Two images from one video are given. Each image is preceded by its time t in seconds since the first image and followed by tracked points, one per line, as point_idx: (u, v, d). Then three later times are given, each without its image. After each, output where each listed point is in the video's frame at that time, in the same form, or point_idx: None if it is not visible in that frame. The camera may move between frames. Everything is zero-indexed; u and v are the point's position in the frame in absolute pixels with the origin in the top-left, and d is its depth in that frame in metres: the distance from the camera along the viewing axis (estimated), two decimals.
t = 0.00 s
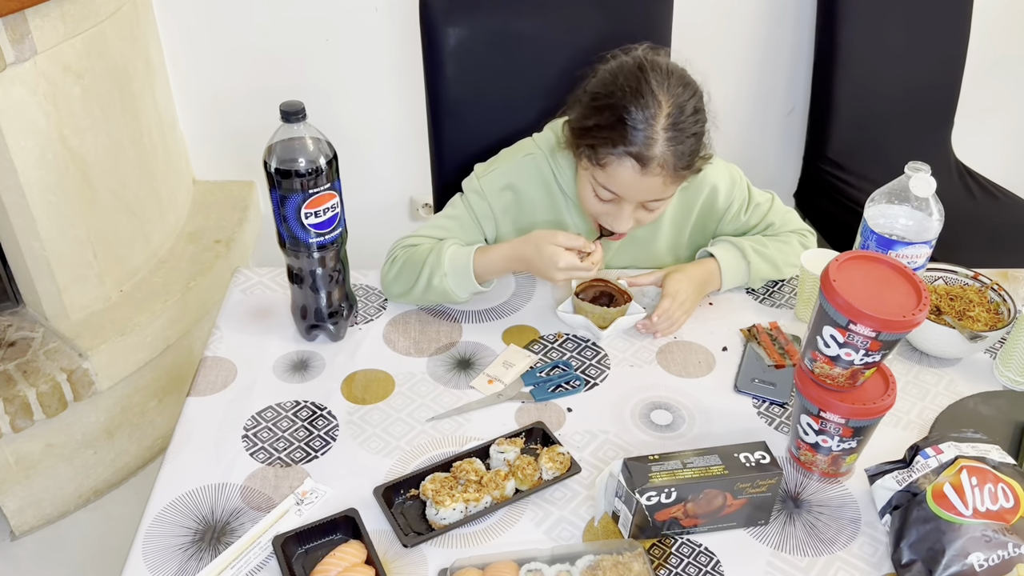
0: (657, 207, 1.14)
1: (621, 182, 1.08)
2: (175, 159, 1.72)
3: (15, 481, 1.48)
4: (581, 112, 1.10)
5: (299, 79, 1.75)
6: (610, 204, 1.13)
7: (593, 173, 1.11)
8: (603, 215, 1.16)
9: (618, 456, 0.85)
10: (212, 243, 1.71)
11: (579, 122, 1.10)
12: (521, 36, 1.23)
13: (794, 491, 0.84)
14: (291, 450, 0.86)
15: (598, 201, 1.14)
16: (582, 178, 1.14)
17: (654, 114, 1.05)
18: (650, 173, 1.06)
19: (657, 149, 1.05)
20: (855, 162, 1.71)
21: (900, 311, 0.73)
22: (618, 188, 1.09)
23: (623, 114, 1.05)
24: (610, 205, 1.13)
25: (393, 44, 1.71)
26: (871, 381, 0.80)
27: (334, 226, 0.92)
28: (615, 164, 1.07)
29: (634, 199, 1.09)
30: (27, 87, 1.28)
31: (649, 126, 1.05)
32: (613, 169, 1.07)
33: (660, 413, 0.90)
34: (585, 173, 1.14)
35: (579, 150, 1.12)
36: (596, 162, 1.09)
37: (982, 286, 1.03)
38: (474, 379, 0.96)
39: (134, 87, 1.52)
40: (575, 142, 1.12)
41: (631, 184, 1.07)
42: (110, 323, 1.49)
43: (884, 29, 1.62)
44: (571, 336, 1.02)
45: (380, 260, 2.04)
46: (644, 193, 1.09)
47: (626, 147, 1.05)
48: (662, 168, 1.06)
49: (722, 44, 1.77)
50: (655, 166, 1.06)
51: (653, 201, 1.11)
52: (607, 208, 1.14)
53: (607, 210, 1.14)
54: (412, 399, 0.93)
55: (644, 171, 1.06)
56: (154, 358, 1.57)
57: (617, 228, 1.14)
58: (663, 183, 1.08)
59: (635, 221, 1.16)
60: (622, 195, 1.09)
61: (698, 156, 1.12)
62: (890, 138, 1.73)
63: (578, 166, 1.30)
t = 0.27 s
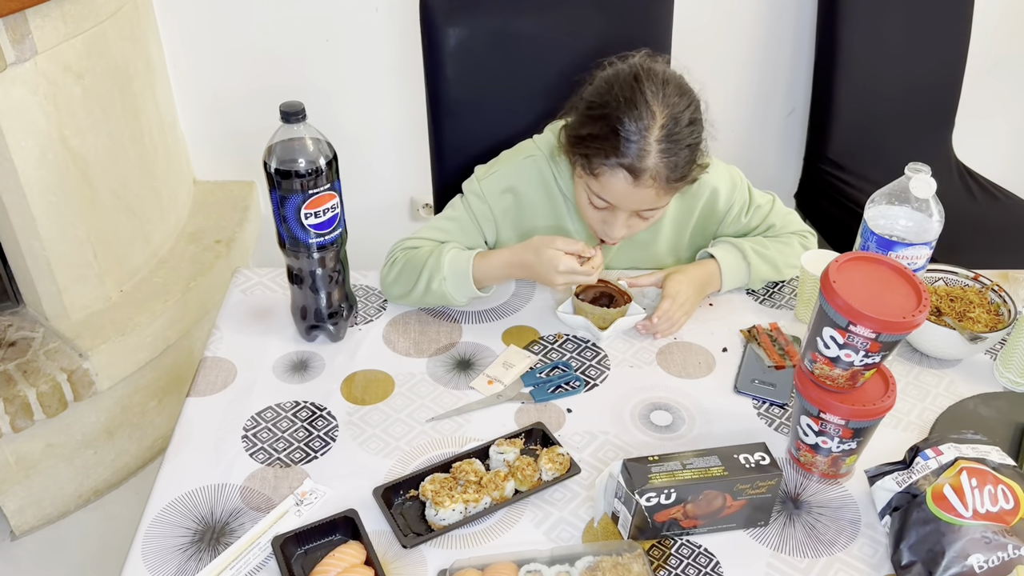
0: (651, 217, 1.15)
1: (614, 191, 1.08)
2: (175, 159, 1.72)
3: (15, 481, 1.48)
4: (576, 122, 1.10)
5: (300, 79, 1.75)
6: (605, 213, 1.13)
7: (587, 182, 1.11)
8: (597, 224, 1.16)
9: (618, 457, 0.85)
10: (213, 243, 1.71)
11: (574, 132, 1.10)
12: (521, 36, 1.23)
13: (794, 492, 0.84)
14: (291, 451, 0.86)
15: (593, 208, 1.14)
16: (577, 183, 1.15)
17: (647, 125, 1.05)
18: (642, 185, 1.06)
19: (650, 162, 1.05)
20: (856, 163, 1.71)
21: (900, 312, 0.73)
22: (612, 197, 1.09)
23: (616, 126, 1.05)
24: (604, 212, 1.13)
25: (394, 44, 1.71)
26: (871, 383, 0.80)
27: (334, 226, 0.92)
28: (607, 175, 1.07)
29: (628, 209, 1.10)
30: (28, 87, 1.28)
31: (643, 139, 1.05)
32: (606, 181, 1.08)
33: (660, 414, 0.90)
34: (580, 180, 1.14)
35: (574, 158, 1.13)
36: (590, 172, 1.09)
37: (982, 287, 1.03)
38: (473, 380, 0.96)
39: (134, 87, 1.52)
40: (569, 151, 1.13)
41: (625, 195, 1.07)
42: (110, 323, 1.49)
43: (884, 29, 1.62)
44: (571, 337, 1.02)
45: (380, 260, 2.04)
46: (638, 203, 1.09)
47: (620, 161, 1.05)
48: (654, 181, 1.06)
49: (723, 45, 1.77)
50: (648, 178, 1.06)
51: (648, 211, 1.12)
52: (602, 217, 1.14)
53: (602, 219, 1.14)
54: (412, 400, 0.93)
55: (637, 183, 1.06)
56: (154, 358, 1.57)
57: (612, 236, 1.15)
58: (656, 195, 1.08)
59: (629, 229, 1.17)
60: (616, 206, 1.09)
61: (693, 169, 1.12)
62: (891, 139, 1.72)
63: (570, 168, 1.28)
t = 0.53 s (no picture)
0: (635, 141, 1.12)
1: (589, 124, 1.07)
2: (178, 163, 1.72)
3: (16, 485, 1.47)
4: (541, 70, 1.10)
5: (303, 84, 1.74)
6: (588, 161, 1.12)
7: (564, 127, 1.10)
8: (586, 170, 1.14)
9: (621, 467, 0.85)
10: (215, 248, 1.70)
11: (541, 84, 1.10)
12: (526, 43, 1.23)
13: (798, 503, 0.83)
14: (294, 459, 0.86)
15: (578, 153, 1.13)
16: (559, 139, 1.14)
17: (605, 53, 1.06)
18: (615, 107, 1.06)
19: (616, 84, 1.05)
20: (859, 169, 1.71)
21: (906, 324, 0.72)
22: (589, 131, 1.08)
23: (578, 59, 1.06)
24: (586, 153, 1.12)
25: (398, 49, 1.71)
26: (876, 394, 0.80)
27: (338, 233, 0.92)
28: (580, 107, 1.06)
29: (608, 140, 1.08)
30: (31, 91, 1.28)
31: (601, 60, 1.05)
32: (579, 113, 1.07)
33: (664, 424, 0.90)
34: (557, 128, 1.13)
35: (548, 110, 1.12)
36: (562, 112, 1.09)
37: (988, 296, 1.03)
38: (476, 388, 0.95)
39: (137, 91, 1.52)
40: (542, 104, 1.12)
41: (598, 124, 1.07)
42: (112, 328, 1.49)
43: (889, 36, 1.62)
44: (575, 345, 1.01)
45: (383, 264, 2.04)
46: (614, 132, 1.07)
47: (586, 85, 1.05)
48: (624, 99, 1.06)
49: (727, 51, 1.76)
50: (617, 98, 1.05)
51: (626, 139, 1.10)
52: (586, 159, 1.13)
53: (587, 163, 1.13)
54: (415, 408, 0.92)
55: (609, 107, 1.06)
56: (155, 362, 1.57)
57: (598, 175, 1.12)
58: (631, 111, 1.07)
59: (617, 167, 1.14)
60: (593, 137, 1.08)
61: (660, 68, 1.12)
62: (894, 145, 1.72)
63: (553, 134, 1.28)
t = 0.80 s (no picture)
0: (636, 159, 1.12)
1: (589, 145, 1.07)
2: (176, 164, 1.72)
3: (14, 487, 1.47)
4: (539, 89, 1.10)
5: (301, 84, 1.74)
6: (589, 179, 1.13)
7: (564, 147, 1.11)
8: (587, 188, 1.15)
9: (623, 469, 0.85)
10: (213, 249, 1.70)
11: (539, 103, 1.10)
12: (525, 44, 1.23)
13: (800, 504, 0.83)
14: (293, 462, 0.85)
15: (579, 172, 1.13)
16: (559, 156, 1.15)
17: (604, 72, 1.06)
18: (614, 128, 1.06)
19: (614, 104, 1.05)
20: (858, 169, 1.71)
21: (909, 326, 0.72)
22: (589, 152, 1.08)
23: (575, 80, 1.06)
24: (587, 172, 1.12)
25: (396, 49, 1.70)
26: (878, 396, 0.80)
27: (338, 235, 0.91)
28: (578, 128, 1.06)
29: (608, 159, 1.08)
30: (29, 92, 1.27)
31: (600, 82, 1.05)
32: (578, 135, 1.07)
33: (665, 425, 0.90)
34: (557, 146, 1.14)
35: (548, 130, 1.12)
36: (561, 132, 1.09)
37: (989, 297, 1.03)
38: (477, 390, 0.95)
39: (135, 91, 1.52)
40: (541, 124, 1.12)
41: (598, 145, 1.07)
42: (110, 329, 1.49)
43: (888, 37, 1.62)
44: (575, 347, 1.01)
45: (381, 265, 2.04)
46: (614, 151, 1.08)
47: (584, 106, 1.05)
48: (623, 121, 1.06)
49: (726, 51, 1.76)
50: (616, 119, 1.05)
51: (628, 157, 1.10)
52: (587, 177, 1.13)
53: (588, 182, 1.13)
54: (415, 410, 0.92)
55: (607, 128, 1.05)
56: (154, 364, 1.56)
57: (600, 195, 1.13)
58: (630, 131, 1.07)
59: (618, 184, 1.15)
60: (593, 157, 1.08)
61: (659, 84, 1.11)
62: (893, 145, 1.72)
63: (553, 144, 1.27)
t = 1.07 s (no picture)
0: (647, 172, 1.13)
1: (602, 160, 1.08)
2: (174, 165, 1.71)
3: (12, 490, 1.46)
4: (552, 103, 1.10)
5: (299, 85, 1.73)
6: (598, 191, 1.13)
7: (575, 160, 1.11)
8: (596, 201, 1.16)
9: (626, 472, 0.85)
10: (212, 251, 1.69)
11: (551, 117, 1.11)
12: (526, 46, 1.23)
13: (804, 507, 0.83)
14: (296, 465, 0.85)
15: (589, 184, 1.14)
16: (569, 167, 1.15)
17: (619, 88, 1.05)
18: (627, 145, 1.06)
19: (629, 122, 1.05)
20: (858, 170, 1.71)
21: (913, 328, 0.72)
22: (602, 166, 1.08)
23: (590, 94, 1.05)
24: (598, 185, 1.13)
25: (395, 50, 1.70)
26: (882, 398, 0.79)
27: (339, 237, 0.91)
28: (591, 144, 1.07)
29: (620, 174, 1.09)
30: (27, 94, 1.27)
31: (615, 100, 1.05)
32: (592, 150, 1.07)
33: (668, 428, 0.90)
34: (568, 158, 1.14)
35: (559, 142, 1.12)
36: (574, 145, 1.09)
37: (991, 299, 1.02)
38: (479, 392, 0.95)
39: (134, 93, 1.51)
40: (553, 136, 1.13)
41: (612, 160, 1.07)
42: (109, 332, 1.48)
43: (887, 38, 1.62)
44: (577, 349, 1.01)
45: (381, 267, 2.03)
46: (626, 167, 1.08)
47: (599, 124, 1.05)
48: (638, 139, 1.06)
49: (725, 52, 1.76)
50: (630, 136, 1.06)
51: (640, 171, 1.10)
52: (597, 189, 1.14)
53: (597, 195, 1.14)
54: (417, 413, 0.92)
55: (621, 145, 1.06)
56: (152, 366, 1.56)
57: (609, 207, 1.14)
58: (643, 148, 1.07)
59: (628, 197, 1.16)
60: (605, 171, 1.09)
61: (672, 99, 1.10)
62: (892, 146, 1.72)
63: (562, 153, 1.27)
